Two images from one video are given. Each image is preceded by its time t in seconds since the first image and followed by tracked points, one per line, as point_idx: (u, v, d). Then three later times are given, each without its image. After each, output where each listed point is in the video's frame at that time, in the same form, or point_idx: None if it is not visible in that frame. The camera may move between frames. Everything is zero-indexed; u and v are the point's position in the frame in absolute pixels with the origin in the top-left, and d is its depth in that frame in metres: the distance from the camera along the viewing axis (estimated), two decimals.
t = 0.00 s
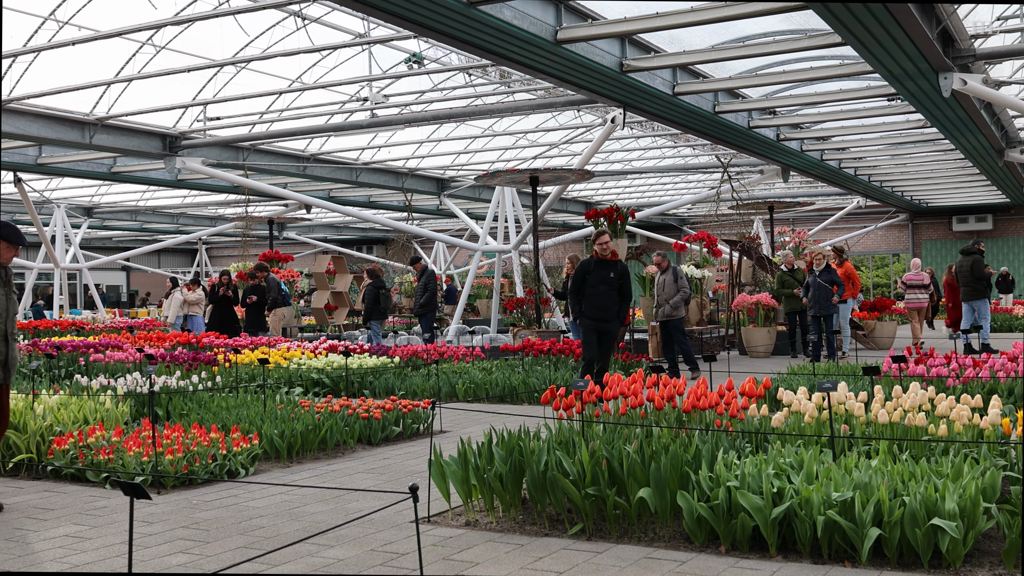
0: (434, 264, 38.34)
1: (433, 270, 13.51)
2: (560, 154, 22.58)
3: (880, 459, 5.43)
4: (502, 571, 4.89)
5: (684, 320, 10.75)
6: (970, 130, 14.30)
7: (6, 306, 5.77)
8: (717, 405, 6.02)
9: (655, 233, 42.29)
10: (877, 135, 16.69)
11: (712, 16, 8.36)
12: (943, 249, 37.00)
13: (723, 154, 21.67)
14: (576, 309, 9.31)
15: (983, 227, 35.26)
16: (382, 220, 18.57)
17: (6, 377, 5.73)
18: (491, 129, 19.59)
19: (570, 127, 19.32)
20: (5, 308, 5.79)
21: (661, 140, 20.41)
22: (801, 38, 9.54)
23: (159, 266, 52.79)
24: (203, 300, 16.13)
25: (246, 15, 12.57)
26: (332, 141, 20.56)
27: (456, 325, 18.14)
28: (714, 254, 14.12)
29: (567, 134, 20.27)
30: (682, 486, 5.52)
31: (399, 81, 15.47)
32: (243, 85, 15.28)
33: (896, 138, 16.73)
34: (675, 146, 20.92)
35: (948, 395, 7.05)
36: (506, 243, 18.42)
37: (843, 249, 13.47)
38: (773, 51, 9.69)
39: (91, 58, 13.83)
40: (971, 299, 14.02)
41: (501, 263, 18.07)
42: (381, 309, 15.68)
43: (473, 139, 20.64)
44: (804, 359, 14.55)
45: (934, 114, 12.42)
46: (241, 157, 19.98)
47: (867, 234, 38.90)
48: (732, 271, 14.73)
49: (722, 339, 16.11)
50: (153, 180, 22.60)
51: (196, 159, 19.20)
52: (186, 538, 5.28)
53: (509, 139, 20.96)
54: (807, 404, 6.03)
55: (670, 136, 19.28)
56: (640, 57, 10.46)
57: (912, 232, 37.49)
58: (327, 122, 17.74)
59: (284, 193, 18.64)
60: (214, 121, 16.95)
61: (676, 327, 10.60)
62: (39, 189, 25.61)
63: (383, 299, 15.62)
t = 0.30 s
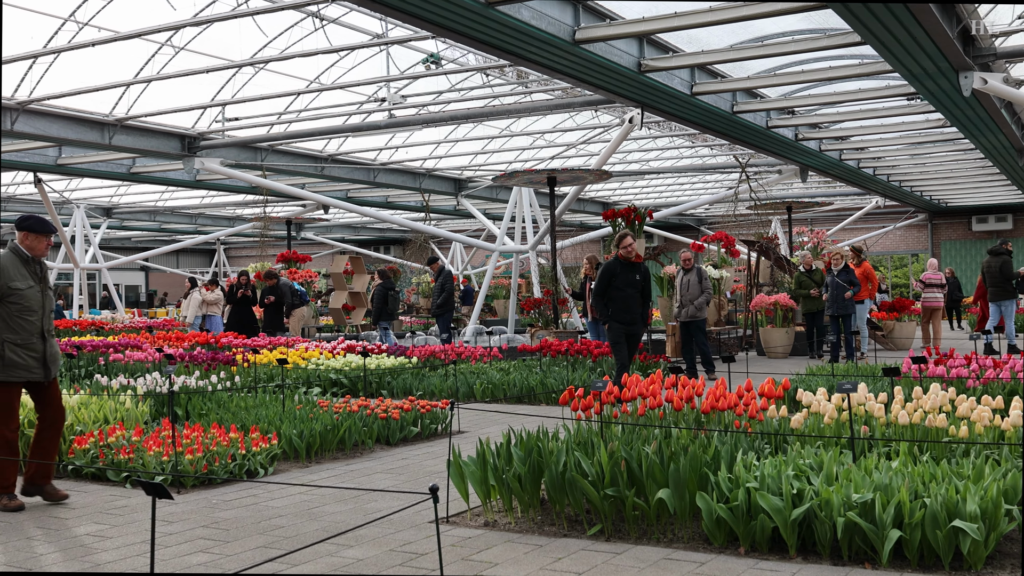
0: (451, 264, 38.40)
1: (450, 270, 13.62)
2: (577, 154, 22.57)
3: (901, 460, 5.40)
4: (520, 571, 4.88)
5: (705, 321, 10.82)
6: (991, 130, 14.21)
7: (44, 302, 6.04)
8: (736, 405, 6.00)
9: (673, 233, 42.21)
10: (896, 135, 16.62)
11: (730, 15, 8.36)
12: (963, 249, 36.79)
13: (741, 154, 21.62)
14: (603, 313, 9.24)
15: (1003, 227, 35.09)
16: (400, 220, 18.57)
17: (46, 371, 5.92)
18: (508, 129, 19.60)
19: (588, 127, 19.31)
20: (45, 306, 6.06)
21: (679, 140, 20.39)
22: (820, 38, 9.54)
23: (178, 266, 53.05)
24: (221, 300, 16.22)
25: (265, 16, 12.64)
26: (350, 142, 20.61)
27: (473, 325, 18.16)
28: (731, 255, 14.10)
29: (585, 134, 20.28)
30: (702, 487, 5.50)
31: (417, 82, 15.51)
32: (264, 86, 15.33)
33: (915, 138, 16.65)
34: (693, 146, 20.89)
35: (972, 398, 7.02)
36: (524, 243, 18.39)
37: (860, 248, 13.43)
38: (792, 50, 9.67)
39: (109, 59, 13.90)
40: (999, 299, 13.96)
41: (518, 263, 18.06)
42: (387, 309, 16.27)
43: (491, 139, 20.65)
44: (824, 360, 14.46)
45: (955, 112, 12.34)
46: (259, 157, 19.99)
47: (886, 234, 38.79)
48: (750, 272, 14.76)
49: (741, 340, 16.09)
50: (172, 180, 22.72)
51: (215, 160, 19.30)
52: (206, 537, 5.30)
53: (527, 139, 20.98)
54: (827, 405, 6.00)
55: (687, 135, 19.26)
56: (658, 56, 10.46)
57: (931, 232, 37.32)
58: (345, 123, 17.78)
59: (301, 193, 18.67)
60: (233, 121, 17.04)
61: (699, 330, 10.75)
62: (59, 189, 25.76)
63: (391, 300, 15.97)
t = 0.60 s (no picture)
0: (468, 265, 38.48)
1: (466, 271, 13.66)
2: (595, 155, 22.57)
3: (921, 462, 5.36)
4: (538, 572, 4.87)
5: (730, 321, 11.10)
6: (1012, 129, 14.11)
7: (93, 309, 5.88)
8: (756, 407, 5.97)
9: (690, 234, 42.15)
10: (916, 135, 16.54)
11: (750, 15, 8.34)
12: (983, 250, 36.57)
13: (759, 155, 21.57)
14: (632, 316, 9.21)
15: None
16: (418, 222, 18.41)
17: (93, 381, 5.74)
18: (526, 130, 19.73)
19: (606, 128, 19.30)
20: (94, 313, 5.91)
21: (696, 140, 20.36)
22: (840, 37, 9.50)
23: (197, 267, 53.39)
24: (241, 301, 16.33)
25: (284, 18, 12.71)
26: (368, 143, 20.68)
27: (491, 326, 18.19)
28: (749, 256, 14.06)
29: (603, 135, 20.27)
30: (720, 488, 5.48)
31: (435, 83, 15.54)
32: (282, 87, 15.40)
33: (935, 138, 16.57)
34: (710, 146, 20.86)
35: (993, 400, 6.98)
36: (542, 244, 18.39)
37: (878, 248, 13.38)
38: (811, 50, 9.64)
39: (128, 62, 13.99)
40: None
41: (536, 264, 18.07)
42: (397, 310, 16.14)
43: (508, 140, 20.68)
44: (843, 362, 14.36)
45: (976, 112, 12.26)
46: (277, 159, 20.21)
47: (906, 235, 38.68)
48: (767, 273, 14.79)
49: (759, 341, 16.07)
50: (191, 181, 22.85)
51: (233, 161, 19.41)
52: (225, 537, 5.32)
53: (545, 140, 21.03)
54: (847, 407, 5.97)
55: (705, 136, 19.22)
56: (676, 57, 10.45)
57: (951, 232, 37.13)
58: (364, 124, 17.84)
59: (319, 194, 18.71)
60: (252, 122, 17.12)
61: (723, 330, 11.03)
62: (79, 191, 25.98)
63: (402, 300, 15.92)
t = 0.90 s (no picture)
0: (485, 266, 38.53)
1: (481, 273, 13.68)
2: (611, 156, 22.55)
3: (942, 464, 5.31)
4: (555, 573, 4.88)
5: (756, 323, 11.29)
6: None
7: (148, 302, 5.85)
8: (774, 409, 5.96)
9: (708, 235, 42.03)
10: (936, 135, 16.44)
11: (769, 15, 8.32)
12: (1004, 251, 36.32)
13: (777, 156, 21.51)
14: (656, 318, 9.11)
15: None
16: (434, 223, 18.31)
17: (146, 374, 5.69)
18: (542, 132, 19.87)
19: (622, 129, 19.27)
20: (149, 306, 5.89)
21: (713, 141, 20.32)
22: (859, 37, 9.46)
23: (215, 268, 53.71)
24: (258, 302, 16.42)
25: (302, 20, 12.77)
26: (385, 145, 20.72)
27: (507, 327, 18.22)
28: (767, 257, 14.01)
29: (619, 136, 20.26)
30: (738, 491, 5.45)
31: (451, 84, 15.56)
32: (299, 89, 15.47)
33: (954, 138, 16.47)
34: (727, 147, 20.82)
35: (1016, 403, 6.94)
36: (558, 245, 18.39)
37: (896, 249, 13.29)
38: (829, 51, 9.61)
39: (148, 64, 14.10)
40: None
41: (552, 265, 18.07)
42: (406, 311, 16.07)
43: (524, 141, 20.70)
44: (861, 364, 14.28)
45: (996, 112, 12.19)
46: (295, 161, 20.26)
47: (925, 236, 38.47)
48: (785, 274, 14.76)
49: (776, 343, 16.03)
50: (209, 183, 22.99)
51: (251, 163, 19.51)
52: (244, 537, 5.35)
53: (561, 141, 21.05)
54: (867, 409, 5.94)
55: (722, 137, 19.18)
56: (693, 57, 10.43)
57: (971, 233, 36.90)
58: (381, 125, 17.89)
59: (337, 196, 18.73)
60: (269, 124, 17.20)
61: (750, 330, 11.16)
62: (99, 192, 26.19)
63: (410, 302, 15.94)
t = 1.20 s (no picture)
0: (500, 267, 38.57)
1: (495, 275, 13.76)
2: (627, 157, 22.53)
3: (960, 468, 5.28)
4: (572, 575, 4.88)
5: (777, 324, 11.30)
6: None
7: (196, 306, 5.69)
8: (791, 411, 5.95)
9: (723, 237, 41.93)
10: (954, 136, 16.35)
11: (786, 16, 8.30)
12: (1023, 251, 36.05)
13: (793, 157, 21.45)
14: (682, 322, 8.86)
15: None
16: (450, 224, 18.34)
17: (196, 380, 5.54)
18: (559, 133, 19.88)
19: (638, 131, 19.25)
20: (197, 310, 5.72)
21: (729, 143, 20.29)
22: (876, 38, 9.42)
23: (231, 269, 53.99)
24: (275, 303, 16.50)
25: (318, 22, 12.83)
26: (400, 148, 20.75)
27: (523, 329, 18.24)
28: (783, 259, 13.96)
29: (635, 138, 20.26)
30: (755, 493, 5.42)
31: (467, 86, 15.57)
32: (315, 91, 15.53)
33: (972, 139, 16.37)
34: (744, 149, 20.77)
35: None
36: (574, 247, 18.39)
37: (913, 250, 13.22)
38: (847, 52, 9.58)
39: (165, 67, 14.18)
40: None
41: (568, 266, 18.07)
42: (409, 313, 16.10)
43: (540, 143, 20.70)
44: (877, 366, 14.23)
45: (1016, 113, 12.11)
46: (311, 163, 20.42)
47: (943, 237, 38.25)
48: (802, 275, 14.73)
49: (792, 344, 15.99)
50: (226, 184, 23.11)
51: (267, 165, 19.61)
52: (261, 537, 5.37)
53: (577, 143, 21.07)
54: (884, 411, 5.91)
55: (738, 138, 19.14)
56: (710, 59, 10.42)
57: (989, 235, 36.66)
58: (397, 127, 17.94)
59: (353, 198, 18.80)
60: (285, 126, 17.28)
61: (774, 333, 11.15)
62: (117, 194, 26.37)
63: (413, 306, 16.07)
